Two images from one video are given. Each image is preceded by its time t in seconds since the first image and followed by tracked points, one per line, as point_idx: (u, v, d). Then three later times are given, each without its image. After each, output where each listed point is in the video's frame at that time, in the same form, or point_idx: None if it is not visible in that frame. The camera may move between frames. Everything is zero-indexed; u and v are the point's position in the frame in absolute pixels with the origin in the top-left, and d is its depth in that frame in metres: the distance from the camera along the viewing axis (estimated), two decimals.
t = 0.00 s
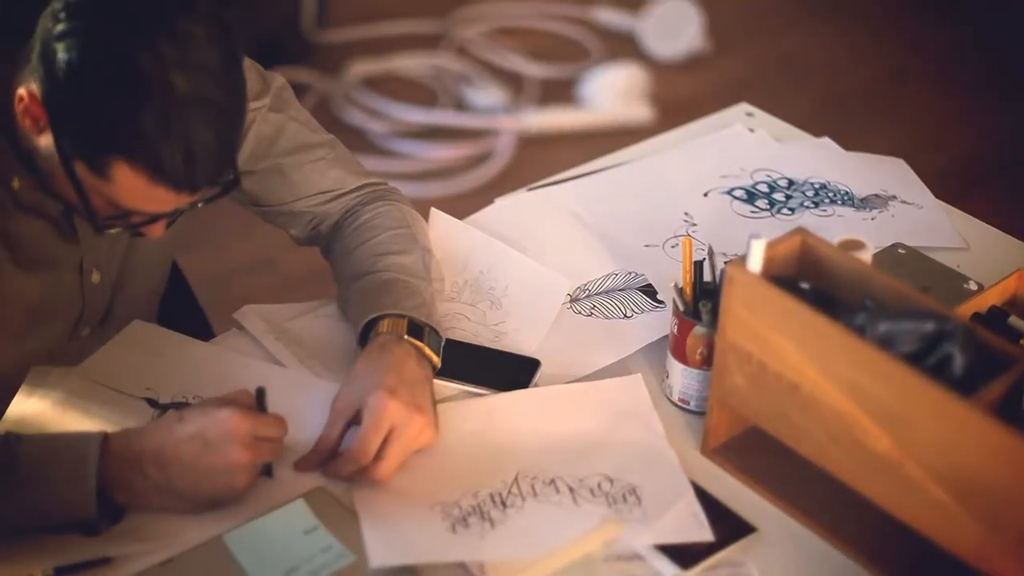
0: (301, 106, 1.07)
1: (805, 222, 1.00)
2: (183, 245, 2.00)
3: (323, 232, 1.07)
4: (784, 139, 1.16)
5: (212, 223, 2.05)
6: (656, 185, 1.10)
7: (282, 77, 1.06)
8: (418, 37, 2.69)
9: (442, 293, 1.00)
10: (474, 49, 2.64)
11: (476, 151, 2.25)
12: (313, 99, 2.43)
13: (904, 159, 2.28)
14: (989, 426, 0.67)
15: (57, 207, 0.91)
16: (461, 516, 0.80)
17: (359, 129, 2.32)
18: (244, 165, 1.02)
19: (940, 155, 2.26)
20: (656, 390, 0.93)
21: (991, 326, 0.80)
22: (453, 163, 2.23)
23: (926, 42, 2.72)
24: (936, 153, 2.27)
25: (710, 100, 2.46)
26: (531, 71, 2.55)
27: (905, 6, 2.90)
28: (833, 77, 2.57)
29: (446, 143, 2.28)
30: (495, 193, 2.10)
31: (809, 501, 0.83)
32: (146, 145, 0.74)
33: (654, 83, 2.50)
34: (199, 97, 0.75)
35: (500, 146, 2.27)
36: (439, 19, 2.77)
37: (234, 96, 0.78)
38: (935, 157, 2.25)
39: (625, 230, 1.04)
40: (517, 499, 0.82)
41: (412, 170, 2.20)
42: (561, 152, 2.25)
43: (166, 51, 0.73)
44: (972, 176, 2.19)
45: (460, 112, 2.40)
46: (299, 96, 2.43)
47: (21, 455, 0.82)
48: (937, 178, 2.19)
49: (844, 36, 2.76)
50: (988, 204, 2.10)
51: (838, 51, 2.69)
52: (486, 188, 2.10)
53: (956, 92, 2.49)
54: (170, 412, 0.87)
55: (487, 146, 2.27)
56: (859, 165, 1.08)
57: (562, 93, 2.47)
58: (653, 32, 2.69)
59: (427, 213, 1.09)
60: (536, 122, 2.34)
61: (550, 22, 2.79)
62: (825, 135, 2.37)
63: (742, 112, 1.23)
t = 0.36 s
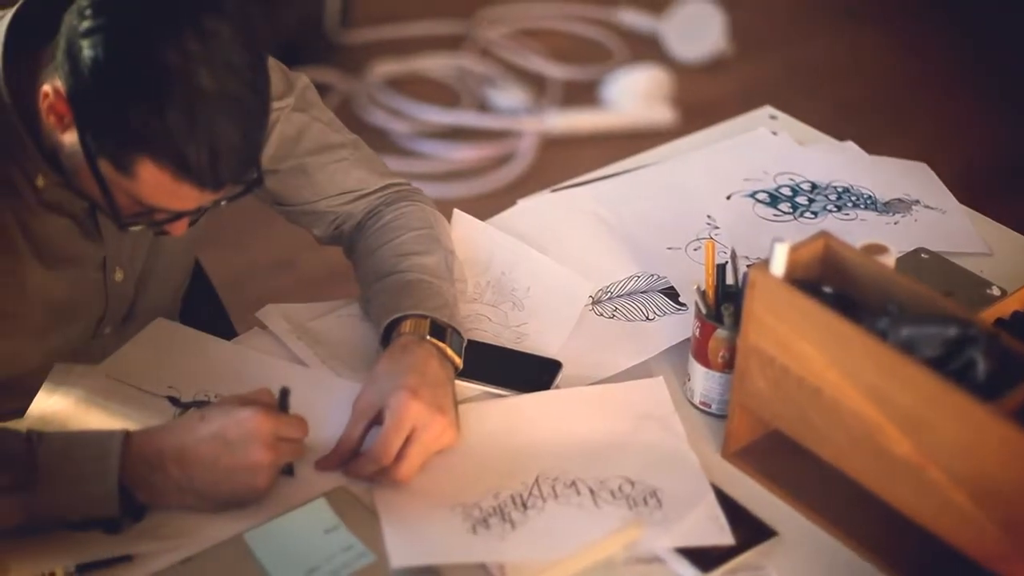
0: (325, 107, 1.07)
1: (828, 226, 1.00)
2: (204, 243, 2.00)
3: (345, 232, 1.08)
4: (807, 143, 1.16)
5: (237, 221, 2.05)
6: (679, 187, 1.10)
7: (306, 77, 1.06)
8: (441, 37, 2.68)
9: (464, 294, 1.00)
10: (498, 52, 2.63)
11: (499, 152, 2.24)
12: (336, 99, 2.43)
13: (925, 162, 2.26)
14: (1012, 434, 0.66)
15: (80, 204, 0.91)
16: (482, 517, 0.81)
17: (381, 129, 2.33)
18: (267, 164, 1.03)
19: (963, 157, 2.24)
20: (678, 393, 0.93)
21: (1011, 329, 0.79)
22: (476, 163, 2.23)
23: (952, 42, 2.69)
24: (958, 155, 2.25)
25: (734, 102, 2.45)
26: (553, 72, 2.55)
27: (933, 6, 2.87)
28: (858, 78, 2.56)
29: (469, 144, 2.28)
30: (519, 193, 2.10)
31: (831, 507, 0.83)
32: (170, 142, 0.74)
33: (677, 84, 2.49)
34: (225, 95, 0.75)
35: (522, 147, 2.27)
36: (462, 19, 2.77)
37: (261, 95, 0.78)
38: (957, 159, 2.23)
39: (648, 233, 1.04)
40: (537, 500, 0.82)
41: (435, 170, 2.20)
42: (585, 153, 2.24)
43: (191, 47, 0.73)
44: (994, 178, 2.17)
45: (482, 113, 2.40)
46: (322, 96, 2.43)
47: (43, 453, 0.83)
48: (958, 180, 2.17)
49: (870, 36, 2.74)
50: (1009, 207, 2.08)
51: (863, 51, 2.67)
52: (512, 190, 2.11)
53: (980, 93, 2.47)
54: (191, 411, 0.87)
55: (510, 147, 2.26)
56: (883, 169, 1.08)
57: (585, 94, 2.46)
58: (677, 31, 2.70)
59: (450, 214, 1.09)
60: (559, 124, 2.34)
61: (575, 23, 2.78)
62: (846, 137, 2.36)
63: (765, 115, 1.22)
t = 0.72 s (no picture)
0: (347, 106, 1.07)
1: (850, 230, 1.00)
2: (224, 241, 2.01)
3: (367, 231, 1.08)
4: (829, 146, 1.16)
5: (259, 220, 2.06)
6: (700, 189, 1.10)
7: (328, 76, 1.06)
8: (462, 38, 2.68)
9: (485, 294, 1.00)
10: (520, 53, 2.62)
11: (519, 153, 2.24)
12: (357, 99, 2.43)
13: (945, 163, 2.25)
14: None
15: (102, 203, 0.91)
16: (501, 518, 0.80)
17: (401, 129, 2.33)
18: (289, 164, 1.04)
19: (983, 158, 2.22)
20: (698, 395, 0.93)
21: None
22: (497, 163, 2.22)
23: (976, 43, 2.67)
24: (978, 156, 2.23)
25: (756, 104, 2.44)
26: (574, 73, 2.55)
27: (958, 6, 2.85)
28: (879, 79, 2.55)
29: (489, 145, 2.28)
30: (541, 193, 2.10)
31: (852, 511, 0.83)
32: (191, 140, 0.74)
33: (698, 86, 2.48)
34: (246, 95, 0.74)
35: (543, 148, 2.27)
36: (483, 20, 2.77)
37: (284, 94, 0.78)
38: (978, 160, 2.21)
39: (669, 235, 1.04)
40: (557, 502, 0.82)
41: (456, 170, 2.20)
42: (606, 154, 2.24)
43: (212, 46, 0.73)
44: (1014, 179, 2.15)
45: (503, 114, 2.40)
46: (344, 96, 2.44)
47: (63, 449, 0.83)
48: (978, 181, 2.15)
49: (893, 37, 2.73)
50: None
51: (885, 54, 2.66)
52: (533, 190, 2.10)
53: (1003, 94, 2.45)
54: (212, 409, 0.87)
55: (530, 148, 2.26)
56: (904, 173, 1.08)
57: (606, 95, 2.45)
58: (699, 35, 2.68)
59: (471, 214, 1.09)
60: (579, 126, 2.33)
61: (595, 26, 2.77)
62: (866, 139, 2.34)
63: (786, 118, 1.22)
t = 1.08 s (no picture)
0: (368, 107, 1.07)
1: (871, 233, 1.00)
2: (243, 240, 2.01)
3: (387, 232, 1.08)
4: (850, 149, 1.16)
5: (279, 219, 2.06)
6: (720, 191, 1.09)
7: (349, 77, 1.06)
8: (481, 38, 2.68)
9: (505, 295, 1.00)
10: (541, 54, 2.62)
11: (538, 155, 2.24)
12: (377, 99, 2.43)
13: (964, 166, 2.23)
14: None
15: (126, 199, 0.92)
16: (519, 519, 0.80)
17: (422, 129, 2.33)
18: (311, 165, 1.04)
19: (1002, 161, 2.20)
20: (717, 398, 0.93)
21: None
22: (515, 164, 2.22)
23: (999, 45, 2.65)
24: (998, 159, 2.21)
25: (777, 106, 2.44)
26: (594, 74, 2.54)
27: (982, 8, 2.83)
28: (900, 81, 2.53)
29: (508, 146, 2.28)
30: (562, 194, 2.11)
31: (870, 514, 0.82)
32: (237, 94, 0.71)
33: (718, 88, 2.48)
34: (288, 48, 0.73)
35: (563, 150, 2.27)
36: (503, 20, 2.76)
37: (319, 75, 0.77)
38: (997, 164, 2.19)
39: (689, 237, 1.04)
40: (575, 503, 0.82)
41: (477, 171, 2.20)
42: (625, 156, 2.24)
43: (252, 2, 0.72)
44: None
45: (523, 115, 2.40)
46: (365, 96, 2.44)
47: (72, 447, 0.84)
48: (996, 184, 2.14)
49: (915, 38, 2.71)
50: None
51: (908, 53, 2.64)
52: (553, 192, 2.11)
53: None
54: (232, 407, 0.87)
55: (549, 149, 2.26)
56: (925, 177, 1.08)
57: (626, 97, 2.45)
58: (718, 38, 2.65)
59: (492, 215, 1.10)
60: (599, 127, 2.33)
61: (615, 26, 2.77)
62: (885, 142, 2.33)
63: (806, 121, 1.22)
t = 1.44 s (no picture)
0: (389, 107, 1.07)
1: (893, 237, 1.00)
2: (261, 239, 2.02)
3: (409, 233, 1.09)
4: (871, 153, 1.15)
5: (296, 217, 2.06)
6: (741, 194, 1.09)
7: (371, 78, 1.06)
8: (502, 38, 2.68)
9: (526, 296, 1.00)
10: (562, 55, 2.62)
11: (559, 156, 2.24)
12: (398, 99, 2.43)
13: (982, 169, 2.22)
14: None
15: (148, 200, 0.92)
16: (539, 520, 0.81)
17: (443, 129, 2.34)
18: (334, 166, 1.04)
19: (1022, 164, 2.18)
20: (737, 401, 0.93)
21: None
22: (536, 166, 2.23)
23: None
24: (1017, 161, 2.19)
25: (799, 108, 2.43)
26: (615, 76, 2.54)
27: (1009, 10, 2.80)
28: (925, 84, 2.51)
29: (528, 147, 2.28)
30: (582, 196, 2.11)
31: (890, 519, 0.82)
32: (271, 87, 0.71)
33: (739, 90, 2.47)
34: (322, 40, 0.72)
35: (583, 151, 2.27)
36: (524, 21, 2.76)
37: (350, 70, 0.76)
38: (1016, 167, 2.17)
39: (710, 240, 1.04)
40: (594, 505, 0.82)
41: (498, 172, 2.20)
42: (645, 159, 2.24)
43: None
44: None
45: (543, 116, 2.40)
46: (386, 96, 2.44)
47: (92, 445, 0.84)
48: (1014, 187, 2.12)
49: (942, 40, 2.69)
50: None
51: (935, 56, 2.62)
52: (566, 197, 2.10)
53: None
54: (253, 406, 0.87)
55: (570, 152, 2.26)
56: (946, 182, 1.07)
57: (646, 99, 2.45)
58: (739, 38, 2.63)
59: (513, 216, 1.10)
60: (620, 129, 2.33)
61: (636, 28, 2.76)
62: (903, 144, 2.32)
63: (829, 125, 1.22)
